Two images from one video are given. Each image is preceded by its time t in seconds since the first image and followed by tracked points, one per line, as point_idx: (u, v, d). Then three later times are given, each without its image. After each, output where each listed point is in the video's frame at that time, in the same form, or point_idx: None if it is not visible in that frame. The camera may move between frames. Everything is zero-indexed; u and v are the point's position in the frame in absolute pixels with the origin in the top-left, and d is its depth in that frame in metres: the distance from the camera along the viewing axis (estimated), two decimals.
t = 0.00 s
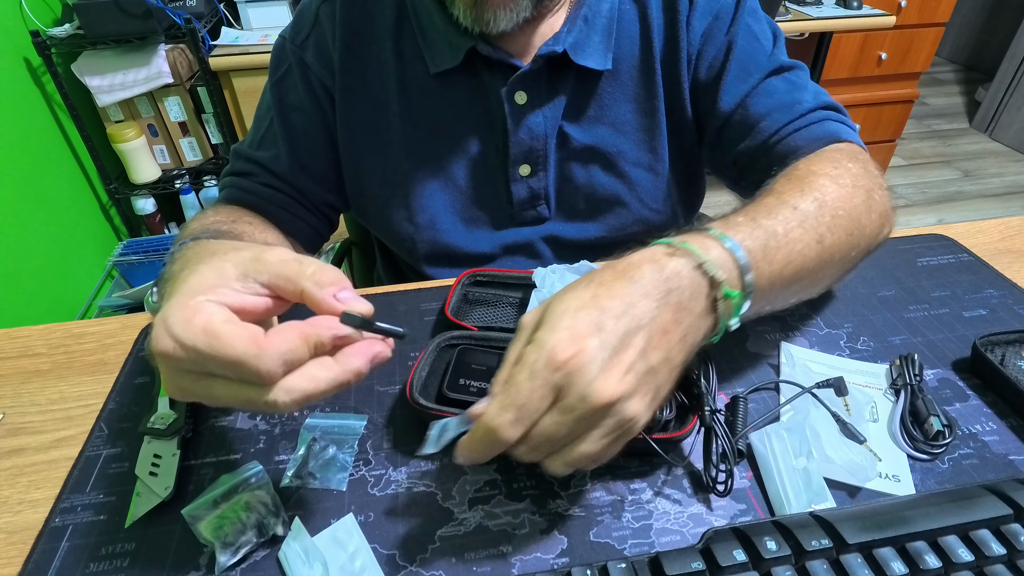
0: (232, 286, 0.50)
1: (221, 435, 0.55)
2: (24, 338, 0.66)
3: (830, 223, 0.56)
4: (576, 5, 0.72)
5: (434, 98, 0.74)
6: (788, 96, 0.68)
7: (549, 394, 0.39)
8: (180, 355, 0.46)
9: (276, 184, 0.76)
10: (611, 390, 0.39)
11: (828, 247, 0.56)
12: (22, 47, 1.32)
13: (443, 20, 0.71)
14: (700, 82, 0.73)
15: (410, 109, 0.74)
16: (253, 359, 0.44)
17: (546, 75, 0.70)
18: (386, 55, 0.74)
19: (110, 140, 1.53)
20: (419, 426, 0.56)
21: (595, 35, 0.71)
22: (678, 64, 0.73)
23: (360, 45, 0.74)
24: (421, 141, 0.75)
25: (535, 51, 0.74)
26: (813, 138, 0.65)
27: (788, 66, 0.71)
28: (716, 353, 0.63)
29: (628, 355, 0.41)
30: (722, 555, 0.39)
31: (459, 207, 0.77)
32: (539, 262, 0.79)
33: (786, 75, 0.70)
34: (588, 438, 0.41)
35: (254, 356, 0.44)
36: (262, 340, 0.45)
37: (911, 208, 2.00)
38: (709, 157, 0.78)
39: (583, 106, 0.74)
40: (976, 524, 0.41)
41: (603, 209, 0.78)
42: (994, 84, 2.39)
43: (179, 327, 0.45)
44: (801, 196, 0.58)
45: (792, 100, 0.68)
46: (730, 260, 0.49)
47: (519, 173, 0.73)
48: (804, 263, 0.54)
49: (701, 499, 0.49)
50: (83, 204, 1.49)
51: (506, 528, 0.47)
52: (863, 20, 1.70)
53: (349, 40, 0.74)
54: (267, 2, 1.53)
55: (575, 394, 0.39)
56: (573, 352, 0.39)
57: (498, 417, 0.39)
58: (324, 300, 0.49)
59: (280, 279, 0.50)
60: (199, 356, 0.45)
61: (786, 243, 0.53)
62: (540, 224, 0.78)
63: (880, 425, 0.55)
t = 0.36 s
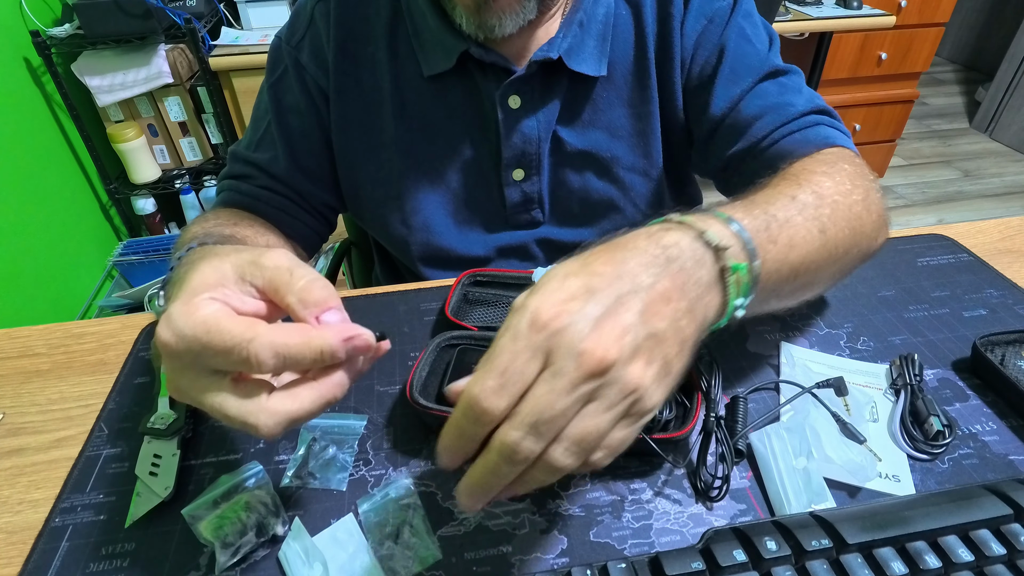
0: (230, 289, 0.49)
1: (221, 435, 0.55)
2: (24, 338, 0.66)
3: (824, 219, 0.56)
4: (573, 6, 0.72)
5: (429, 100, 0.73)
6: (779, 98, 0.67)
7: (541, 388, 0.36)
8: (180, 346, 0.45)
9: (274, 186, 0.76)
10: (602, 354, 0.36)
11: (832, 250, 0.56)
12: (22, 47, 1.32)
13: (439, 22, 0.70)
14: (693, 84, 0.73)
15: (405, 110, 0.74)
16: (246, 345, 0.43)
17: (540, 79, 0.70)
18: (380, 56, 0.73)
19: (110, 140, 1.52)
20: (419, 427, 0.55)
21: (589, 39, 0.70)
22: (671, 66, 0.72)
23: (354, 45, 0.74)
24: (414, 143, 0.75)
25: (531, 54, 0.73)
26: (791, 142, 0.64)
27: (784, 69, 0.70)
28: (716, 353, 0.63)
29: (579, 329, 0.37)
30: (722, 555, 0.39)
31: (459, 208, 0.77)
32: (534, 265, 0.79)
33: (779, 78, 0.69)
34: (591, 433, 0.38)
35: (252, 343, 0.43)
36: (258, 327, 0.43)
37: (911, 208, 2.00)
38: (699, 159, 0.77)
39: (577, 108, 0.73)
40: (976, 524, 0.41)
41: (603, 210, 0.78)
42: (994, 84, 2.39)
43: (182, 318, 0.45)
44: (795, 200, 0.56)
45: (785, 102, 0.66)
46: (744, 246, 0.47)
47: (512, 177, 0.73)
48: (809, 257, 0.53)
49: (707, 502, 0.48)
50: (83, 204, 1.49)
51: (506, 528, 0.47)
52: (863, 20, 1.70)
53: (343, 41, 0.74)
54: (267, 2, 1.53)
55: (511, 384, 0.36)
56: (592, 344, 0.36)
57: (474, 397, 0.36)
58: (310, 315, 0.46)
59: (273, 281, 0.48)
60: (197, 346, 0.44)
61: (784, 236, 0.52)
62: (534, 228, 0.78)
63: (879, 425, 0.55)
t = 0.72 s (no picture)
0: (328, 279, 0.47)
1: (221, 435, 0.55)
2: (24, 338, 0.66)
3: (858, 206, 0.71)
4: (585, 16, 0.73)
5: (434, 104, 0.74)
6: (811, 112, 0.78)
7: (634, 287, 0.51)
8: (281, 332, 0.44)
9: (279, 190, 0.77)
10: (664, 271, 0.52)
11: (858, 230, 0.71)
12: (22, 47, 1.32)
13: (444, 28, 0.70)
14: (729, 101, 0.78)
15: (409, 113, 0.74)
16: (357, 332, 0.42)
17: (549, 88, 0.71)
18: (385, 61, 0.73)
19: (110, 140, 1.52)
20: (419, 426, 0.56)
21: (602, 50, 0.72)
22: (690, 81, 0.76)
23: (359, 50, 0.74)
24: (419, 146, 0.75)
25: (541, 65, 0.74)
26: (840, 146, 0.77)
27: (806, 84, 0.80)
28: (717, 353, 0.63)
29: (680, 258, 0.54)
30: (722, 555, 0.39)
31: (458, 208, 0.77)
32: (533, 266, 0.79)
33: (806, 92, 0.79)
34: (649, 330, 0.50)
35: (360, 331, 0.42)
36: (369, 315, 0.43)
37: (911, 208, 2.00)
38: (730, 167, 0.86)
39: (588, 114, 0.74)
40: (976, 524, 0.41)
41: (603, 211, 0.78)
42: (994, 84, 2.39)
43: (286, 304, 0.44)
44: (838, 185, 0.70)
45: (815, 116, 0.77)
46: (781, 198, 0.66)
47: (519, 181, 0.74)
48: (841, 233, 0.69)
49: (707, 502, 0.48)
50: (82, 204, 1.49)
51: (506, 528, 0.47)
52: (863, 20, 1.70)
53: (348, 45, 0.74)
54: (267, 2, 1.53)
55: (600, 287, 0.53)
56: (655, 264, 0.52)
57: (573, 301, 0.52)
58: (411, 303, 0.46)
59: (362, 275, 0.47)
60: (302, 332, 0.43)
61: (826, 217, 0.67)
62: (539, 232, 0.78)
63: (879, 425, 0.55)
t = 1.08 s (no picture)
0: (368, 307, 0.48)
1: (221, 434, 0.55)
2: (24, 338, 0.66)
3: (848, 212, 0.71)
4: (589, 15, 0.73)
5: (439, 102, 0.73)
6: (806, 115, 0.78)
7: (671, 275, 0.49)
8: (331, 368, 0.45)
9: (282, 187, 0.77)
10: (705, 262, 0.50)
11: (847, 239, 0.71)
12: (22, 47, 1.32)
13: (449, 25, 0.70)
14: (727, 101, 0.79)
15: (412, 112, 0.74)
16: (407, 365, 0.43)
17: (553, 86, 0.71)
18: (390, 59, 0.74)
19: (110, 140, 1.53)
20: (420, 426, 0.56)
21: (605, 48, 0.72)
22: (691, 81, 0.76)
23: (364, 48, 0.74)
24: (421, 145, 0.75)
25: (544, 61, 0.74)
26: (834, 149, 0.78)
27: (802, 87, 0.81)
28: (717, 353, 0.63)
29: (715, 252, 0.51)
30: (722, 555, 0.39)
31: (459, 208, 0.77)
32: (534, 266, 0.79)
33: (802, 95, 0.80)
34: (673, 321, 0.50)
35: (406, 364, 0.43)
36: (415, 347, 0.43)
37: (911, 208, 2.00)
38: (727, 168, 0.86)
39: (589, 113, 0.74)
40: (976, 524, 0.41)
41: (604, 210, 0.78)
42: (994, 84, 2.39)
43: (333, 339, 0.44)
44: (828, 191, 0.71)
45: (810, 118, 0.78)
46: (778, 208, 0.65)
47: (521, 178, 0.74)
48: (830, 241, 0.69)
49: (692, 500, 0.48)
50: (83, 204, 1.49)
51: (506, 528, 0.47)
52: (863, 20, 1.70)
53: (353, 43, 0.74)
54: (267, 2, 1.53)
55: (634, 269, 0.50)
56: (699, 258, 0.50)
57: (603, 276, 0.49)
58: (452, 326, 0.47)
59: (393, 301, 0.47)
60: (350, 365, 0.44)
61: (816, 224, 0.67)
62: (540, 229, 0.78)
63: (880, 425, 0.55)
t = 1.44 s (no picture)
0: (396, 285, 0.47)
1: (221, 434, 0.55)
2: (24, 338, 0.66)
3: (853, 222, 0.71)
4: (588, 15, 0.73)
5: (438, 103, 0.73)
6: (808, 115, 0.78)
7: (735, 298, 0.49)
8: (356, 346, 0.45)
9: (282, 189, 0.77)
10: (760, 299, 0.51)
11: (847, 249, 0.72)
12: (22, 47, 1.32)
13: (449, 26, 0.70)
14: (728, 101, 0.79)
15: (412, 113, 0.74)
16: (435, 339, 0.43)
17: (553, 86, 0.71)
18: (389, 60, 0.74)
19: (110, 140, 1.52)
20: (420, 426, 0.56)
21: (605, 49, 0.72)
22: (691, 81, 0.76)
23: (363, 50, 0.74)
24: (421, 145, 0.75)
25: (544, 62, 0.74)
26: (835, 150, 0.78)
27: (804, 87, 0.81)
28: (716, 353, 0.63)
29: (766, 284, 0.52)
30: (722, 555, 0.39)
31: (459, 208, 0.77)
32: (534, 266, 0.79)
33: (804, 95, 0.80)
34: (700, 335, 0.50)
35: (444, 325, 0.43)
36: (444, 322, 0.43)
37: (911, 208, 2.00)
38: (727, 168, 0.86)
39: (589, 113, 0.74)
40: (976, 524, 0.41)
41: (604, 211, 0.78)
42: (994, 84, 2.39)
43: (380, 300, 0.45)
44: (836, 198, 0.71)
45: (813, 119, 0.78)
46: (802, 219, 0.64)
47: (521, 179, 0.73)
48: (832, 251, 0.70)
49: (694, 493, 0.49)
50: (82, 204, 1.49)
51: (506, 528, 0.47)
52: (863, 20, 1.70)
53: (352, 44, 0.74)
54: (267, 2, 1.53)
55: (718, 277, 0.47)
56: (760, 295, 0.50)
57: (692, 271, 0.45)
58: (474, 301, 0.47)
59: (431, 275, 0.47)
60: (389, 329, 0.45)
61: (821, 237, 0.67)
62: (540, 230, 0.78)
63: (880, 425, 0.55)
